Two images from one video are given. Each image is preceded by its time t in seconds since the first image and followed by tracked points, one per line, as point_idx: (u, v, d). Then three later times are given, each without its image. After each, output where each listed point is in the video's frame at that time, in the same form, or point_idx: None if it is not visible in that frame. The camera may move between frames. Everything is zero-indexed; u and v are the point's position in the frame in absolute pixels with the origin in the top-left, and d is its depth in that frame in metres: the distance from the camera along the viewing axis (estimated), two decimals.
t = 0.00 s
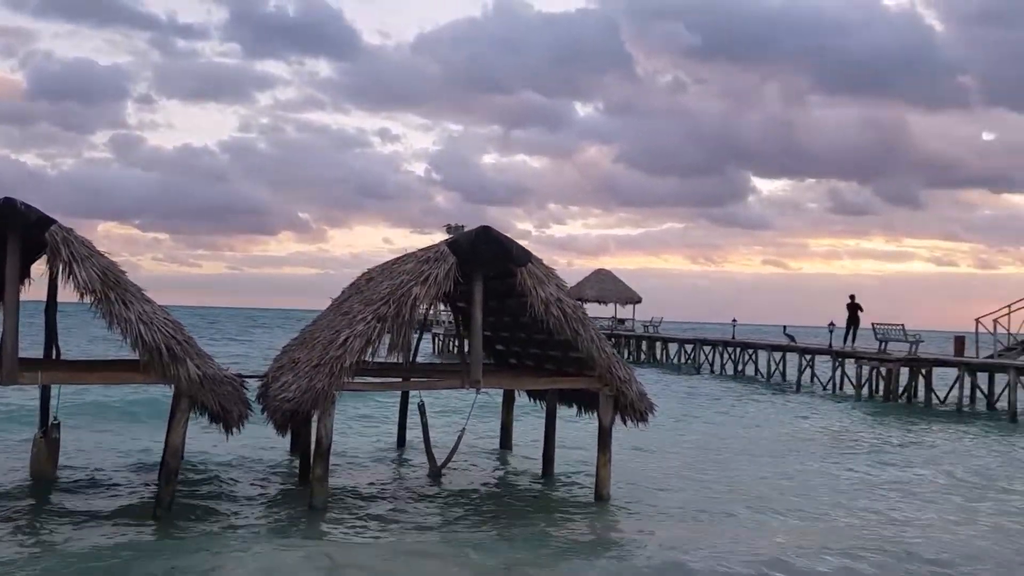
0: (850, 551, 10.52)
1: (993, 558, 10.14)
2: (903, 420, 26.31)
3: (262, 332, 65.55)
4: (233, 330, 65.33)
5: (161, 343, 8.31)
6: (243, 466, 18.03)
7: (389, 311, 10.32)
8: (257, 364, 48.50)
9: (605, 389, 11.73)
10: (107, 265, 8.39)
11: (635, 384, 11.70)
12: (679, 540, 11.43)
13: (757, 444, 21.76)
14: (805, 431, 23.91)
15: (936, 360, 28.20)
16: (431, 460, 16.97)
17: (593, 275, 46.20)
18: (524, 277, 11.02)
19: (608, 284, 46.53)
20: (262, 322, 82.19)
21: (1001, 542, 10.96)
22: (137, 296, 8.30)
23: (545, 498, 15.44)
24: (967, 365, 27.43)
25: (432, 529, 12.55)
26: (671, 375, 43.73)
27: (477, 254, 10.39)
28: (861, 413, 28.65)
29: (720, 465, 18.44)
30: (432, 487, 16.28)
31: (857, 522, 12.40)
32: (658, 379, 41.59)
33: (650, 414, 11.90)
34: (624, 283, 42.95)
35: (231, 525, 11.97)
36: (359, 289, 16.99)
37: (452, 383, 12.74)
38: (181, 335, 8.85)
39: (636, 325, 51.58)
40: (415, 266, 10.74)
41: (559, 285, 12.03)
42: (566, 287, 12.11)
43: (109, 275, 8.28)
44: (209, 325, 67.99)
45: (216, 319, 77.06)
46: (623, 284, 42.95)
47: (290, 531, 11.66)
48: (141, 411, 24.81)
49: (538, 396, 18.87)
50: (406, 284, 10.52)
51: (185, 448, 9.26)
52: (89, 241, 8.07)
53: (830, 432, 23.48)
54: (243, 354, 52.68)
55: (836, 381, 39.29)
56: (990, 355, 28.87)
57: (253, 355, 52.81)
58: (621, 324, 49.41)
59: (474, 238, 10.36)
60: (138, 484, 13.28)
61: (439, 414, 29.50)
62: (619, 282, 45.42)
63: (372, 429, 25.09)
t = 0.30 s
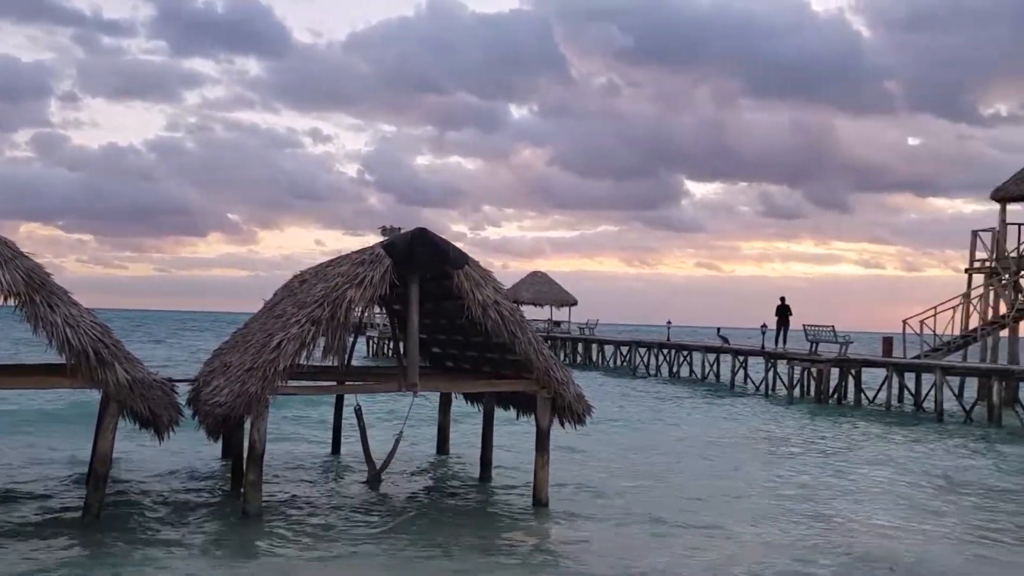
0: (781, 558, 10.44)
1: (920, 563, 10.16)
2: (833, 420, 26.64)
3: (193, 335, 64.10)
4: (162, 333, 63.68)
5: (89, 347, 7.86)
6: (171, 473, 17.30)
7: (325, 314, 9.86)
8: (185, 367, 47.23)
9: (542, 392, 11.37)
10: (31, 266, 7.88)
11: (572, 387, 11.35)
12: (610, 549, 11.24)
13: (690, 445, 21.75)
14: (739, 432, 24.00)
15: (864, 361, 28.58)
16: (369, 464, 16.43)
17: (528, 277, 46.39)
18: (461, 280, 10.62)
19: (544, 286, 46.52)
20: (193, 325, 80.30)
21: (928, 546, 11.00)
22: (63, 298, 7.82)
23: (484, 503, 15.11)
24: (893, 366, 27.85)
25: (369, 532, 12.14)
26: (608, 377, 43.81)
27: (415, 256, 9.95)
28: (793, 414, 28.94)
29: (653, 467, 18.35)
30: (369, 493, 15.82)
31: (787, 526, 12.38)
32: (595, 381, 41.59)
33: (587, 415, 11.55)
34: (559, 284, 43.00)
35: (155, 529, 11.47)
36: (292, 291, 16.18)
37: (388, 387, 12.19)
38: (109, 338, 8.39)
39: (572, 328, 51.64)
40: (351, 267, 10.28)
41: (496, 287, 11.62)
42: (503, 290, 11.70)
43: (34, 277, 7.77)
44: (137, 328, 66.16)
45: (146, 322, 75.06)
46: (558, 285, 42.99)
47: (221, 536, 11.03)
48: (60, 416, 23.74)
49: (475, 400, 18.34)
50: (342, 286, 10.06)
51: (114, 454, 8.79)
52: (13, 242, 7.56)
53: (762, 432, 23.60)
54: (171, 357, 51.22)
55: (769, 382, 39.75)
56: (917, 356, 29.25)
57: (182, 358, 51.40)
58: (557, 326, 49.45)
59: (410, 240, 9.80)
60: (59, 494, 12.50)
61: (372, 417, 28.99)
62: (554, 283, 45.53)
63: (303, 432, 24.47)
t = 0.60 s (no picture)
0: (714, 553, 10.47)
1: (851, 557, 10.27)
2: (772, 416, 26.93)
3: (131, 333, 62.77)
4: (99, 332, 62.23)
5: (24, 346, 7.73)
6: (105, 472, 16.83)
7: (267, 313, 9.46)
8: (122, 366, 46.18)
9: (485, 390, 10.93)
10: None
11: (518, 384, 10.93)
12: (546, 543, 11.16)
13: (630, 440, 21.80)
14: (680, 427, 24.13)
15: (802, 359, 28.91)
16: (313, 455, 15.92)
17: (471, 275, 46.47)
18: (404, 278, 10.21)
19: (489, 285, 46.50)
20: (132, 323, 78.62)
21: (861, 539, 11.14)
22: None
23: (426, 495, 14.86)
24: (831, 363, 28.24)
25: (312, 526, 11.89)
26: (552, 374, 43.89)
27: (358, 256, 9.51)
28: (733, 410, 29.22)
29: (593, 460, 18.35)
30: (309, 483, 15.45)
31: (723, 520, 12.45)
32: (539, 379, 41.64)
33: (531, 412, 11.27)
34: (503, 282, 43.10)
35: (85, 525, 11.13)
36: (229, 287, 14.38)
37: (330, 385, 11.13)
38: (46, 337, 8.26)
39: (517, 325, 51.66)
40: (293, 265, 9.86)
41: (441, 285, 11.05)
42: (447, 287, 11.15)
43: None
44: (74, 326, 64.52)
45: (82, 320, 73.27)
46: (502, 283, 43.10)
47: (158, 532, 10.72)
48: None
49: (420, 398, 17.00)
50: (285, 284, 9.68)
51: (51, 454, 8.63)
52: None
53: (702, 428, 23.75)
54: (107, 356, 50.04)
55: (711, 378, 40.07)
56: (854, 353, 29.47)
57: (119, 357, 50.24)
58: (502, 325, 49.43)
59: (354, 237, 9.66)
60: None
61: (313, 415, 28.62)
62: (498, 281, 45.59)
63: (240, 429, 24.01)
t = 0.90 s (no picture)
0: (665, 549, 10.39)
1: (800, 552, 10.27)
2: (722, 413, 27.05)
3: (72, 331, 61.08)
4: (38, 330, 60.47)
5: None
6: (40, 473, 16.19)
7: (212, 310, 8.97)
8: (62, 365, 44.88)
9: (436, 388, 10.64)
10: None
11: (470, 381, 10.68)
12: (495, 535, 10.99)
13: (582, 435, 21.68)
14: (632, 423, 24.06)
15: (752, 357, 29.10)
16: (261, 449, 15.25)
17: (422, 273, 46.00)
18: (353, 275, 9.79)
19: (441, 282, 46.19)
20: (74, 321, 76.61)
21: (810, 534, 11.16)
22: None
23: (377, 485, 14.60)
24: (780, 360, 28.47)
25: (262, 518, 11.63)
26: (504, 372, 43.72)
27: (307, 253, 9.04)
28: (684, 407, 29.32)
29: (544, 456, 18.22)
30: (256, 477, 15.08)
31: (673, 515, 12.42)
32: (491, 377, 41.42)
33: (483, 409, 11.02)
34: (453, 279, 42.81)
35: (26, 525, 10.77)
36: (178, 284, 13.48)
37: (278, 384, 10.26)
38: None
39: (469, 323, 51.40)
40: (240, 262, 9.37)
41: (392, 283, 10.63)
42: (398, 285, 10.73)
43: None
44: (13, 323, 62.63)
45: (22, 318, 71.17)
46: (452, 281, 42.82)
47: (103, 533, 10.28)
48: None
49: (369, 395, 16.22)
50: (231, 281, 9.18)
51: None
52: None
53: (652, 424, 23.75)
54: (46, 355, 48.60)
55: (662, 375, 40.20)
56: (802, 350, 29.69)
57: (59, 355, 48.86)
58: (454, 323, 49.12)
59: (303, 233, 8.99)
60: None
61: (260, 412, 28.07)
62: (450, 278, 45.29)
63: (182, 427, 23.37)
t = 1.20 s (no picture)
0: (619, 550, 10.10)
1: (758, 551, 10.06)
2: (675, 412, 26.96)
3: (12, 329, 59.21)
4: None
5: None
6: None
7: (159, 309, 8.40)
8: None
9: (388, 387, 10.18)
10: None
11: (423, 380, 10.28)
12: (448, 535, 10.62)
13: (535, 434, 21.37)
14: (585, 423, 23.82)
15: (704, 355, 29.05)
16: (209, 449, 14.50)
17: (375, 271, 45.35)
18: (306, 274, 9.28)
19: (394, 280, 45.61)
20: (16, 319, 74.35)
21: (767, 534, 10.96)
22: None
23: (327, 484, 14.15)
24: (733, 359, 28.45)
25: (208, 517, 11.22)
26: (458, 371, 43.28)
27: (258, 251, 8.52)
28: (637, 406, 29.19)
29: (497, 455, 17.87)
30: (203, 476, 14.51)
31: (627, 514, 12.16)
32: (445, 376, 40.97)
33: (435, 408, 10.62)
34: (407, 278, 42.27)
35: None
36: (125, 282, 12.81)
37: (226, 382, 9.70)
38: None
39: (423, 322, 50.85)
40: (189, 259, 8.81)
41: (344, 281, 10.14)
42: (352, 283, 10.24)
43: None
44: None
45: None
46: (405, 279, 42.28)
47: (45, 535, 9.71)
48: None
49: (321, 395, 15.56)
50: (179, 278, 8.61)
51: None
52: None
53: (606, 424, 23.54)
54: None
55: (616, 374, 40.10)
56: (754, 350, 29.72)
57: None
58: (407, 321, 48.55)
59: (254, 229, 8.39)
60: None
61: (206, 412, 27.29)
62: (403, 276, 44.73)
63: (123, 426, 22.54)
